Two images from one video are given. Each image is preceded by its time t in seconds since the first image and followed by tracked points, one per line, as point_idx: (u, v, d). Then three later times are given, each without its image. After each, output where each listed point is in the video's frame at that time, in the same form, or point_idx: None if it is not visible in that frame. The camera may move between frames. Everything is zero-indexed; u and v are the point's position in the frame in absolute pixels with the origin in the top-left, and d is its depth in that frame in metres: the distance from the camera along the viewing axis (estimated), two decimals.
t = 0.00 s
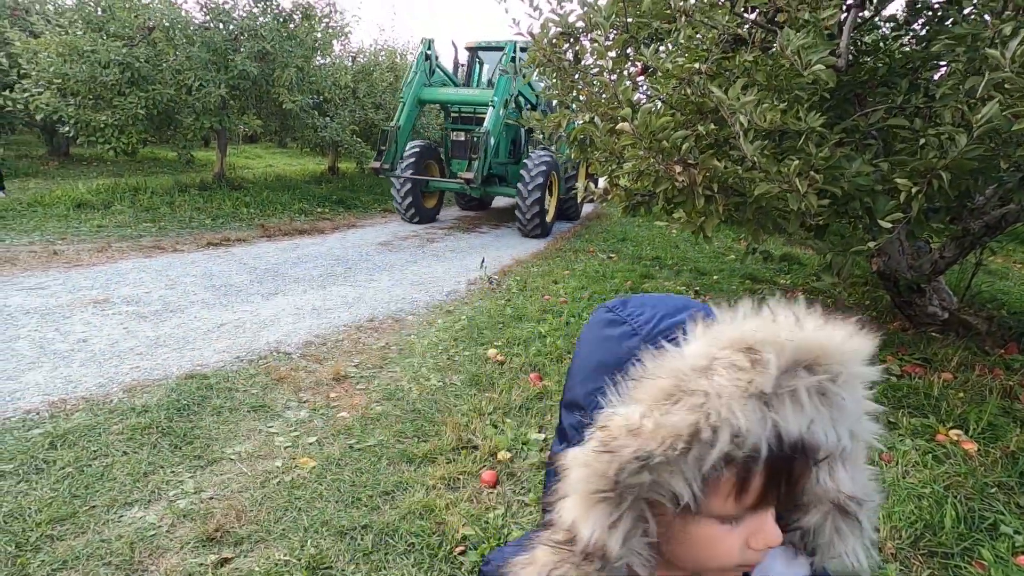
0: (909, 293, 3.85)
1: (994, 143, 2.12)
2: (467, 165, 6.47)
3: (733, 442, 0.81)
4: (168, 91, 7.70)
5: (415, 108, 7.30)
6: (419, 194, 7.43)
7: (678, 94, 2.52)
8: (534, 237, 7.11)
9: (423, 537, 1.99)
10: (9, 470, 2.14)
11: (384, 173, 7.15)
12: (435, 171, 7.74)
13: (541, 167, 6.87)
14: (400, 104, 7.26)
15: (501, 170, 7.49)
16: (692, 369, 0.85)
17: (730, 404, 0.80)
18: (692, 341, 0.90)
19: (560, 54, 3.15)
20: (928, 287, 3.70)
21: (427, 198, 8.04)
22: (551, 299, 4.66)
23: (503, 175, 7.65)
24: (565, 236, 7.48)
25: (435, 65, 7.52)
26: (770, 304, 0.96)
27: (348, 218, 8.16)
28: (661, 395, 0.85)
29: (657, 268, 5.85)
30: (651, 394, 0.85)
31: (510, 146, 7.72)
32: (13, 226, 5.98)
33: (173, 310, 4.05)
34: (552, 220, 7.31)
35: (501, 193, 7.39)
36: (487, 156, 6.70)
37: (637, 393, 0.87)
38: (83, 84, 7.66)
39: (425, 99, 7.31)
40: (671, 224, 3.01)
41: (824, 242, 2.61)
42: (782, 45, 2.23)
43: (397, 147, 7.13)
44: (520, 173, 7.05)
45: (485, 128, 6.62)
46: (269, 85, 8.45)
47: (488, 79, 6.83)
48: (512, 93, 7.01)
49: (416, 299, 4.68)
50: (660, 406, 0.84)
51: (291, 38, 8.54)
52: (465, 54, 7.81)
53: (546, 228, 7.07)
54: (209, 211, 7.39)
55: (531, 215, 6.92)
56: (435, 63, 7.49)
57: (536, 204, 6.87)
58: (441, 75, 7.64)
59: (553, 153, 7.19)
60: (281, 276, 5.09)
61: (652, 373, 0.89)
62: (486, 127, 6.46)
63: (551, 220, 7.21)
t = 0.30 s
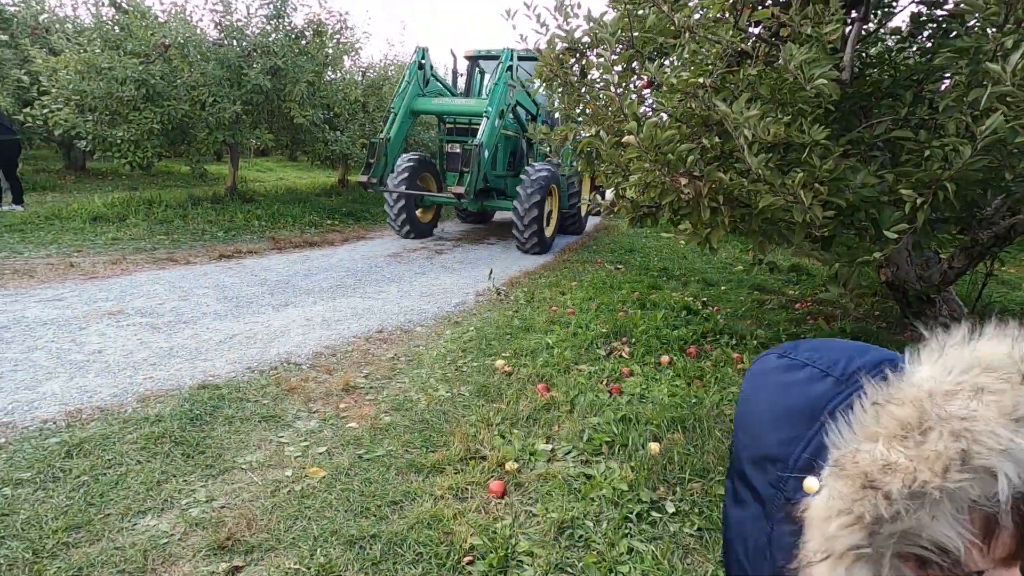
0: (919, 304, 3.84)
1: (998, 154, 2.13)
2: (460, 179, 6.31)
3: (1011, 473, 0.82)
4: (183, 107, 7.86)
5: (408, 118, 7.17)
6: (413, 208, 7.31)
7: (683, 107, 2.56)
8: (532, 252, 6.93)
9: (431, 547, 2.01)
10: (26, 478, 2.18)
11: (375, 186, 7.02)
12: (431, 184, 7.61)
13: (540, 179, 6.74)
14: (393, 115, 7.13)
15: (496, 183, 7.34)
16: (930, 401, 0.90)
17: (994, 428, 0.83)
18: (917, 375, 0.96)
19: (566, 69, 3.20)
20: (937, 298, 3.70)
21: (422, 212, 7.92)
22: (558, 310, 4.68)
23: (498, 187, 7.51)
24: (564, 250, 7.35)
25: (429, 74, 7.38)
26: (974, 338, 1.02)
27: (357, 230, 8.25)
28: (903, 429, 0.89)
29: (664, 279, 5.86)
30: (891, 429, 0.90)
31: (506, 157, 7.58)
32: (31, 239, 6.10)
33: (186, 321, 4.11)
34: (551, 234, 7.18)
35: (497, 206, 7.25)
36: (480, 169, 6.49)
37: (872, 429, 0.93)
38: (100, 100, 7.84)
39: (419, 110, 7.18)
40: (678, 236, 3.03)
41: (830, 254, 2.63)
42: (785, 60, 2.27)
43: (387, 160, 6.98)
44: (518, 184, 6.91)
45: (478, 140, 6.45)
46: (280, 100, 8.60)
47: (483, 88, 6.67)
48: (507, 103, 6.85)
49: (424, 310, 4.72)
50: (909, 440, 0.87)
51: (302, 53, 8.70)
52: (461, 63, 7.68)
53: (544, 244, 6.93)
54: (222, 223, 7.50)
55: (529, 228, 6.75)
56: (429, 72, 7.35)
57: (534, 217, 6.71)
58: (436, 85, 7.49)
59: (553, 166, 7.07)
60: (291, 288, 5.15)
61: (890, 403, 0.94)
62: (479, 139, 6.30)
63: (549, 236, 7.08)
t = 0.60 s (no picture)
0: (926, 306, 3.83)
1: (999, 153, 2.14)
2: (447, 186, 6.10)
3: None
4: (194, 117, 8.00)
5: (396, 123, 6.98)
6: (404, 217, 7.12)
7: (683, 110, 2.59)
8: (526, 263, 6.67)
9: (435, 545, 2.02)
10: (39, 477, 2.22)
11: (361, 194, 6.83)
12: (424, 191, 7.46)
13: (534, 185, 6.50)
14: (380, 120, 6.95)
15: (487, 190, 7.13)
16: None
17: None
18: None
19: (569, 74, 3.24)
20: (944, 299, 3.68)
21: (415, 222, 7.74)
22: (563, 314, 4.70)
23: (491, 195, 7.30)
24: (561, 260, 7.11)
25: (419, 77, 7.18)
26: None
27: (364, 237, 8.32)
28: None
29: (670, 284, 5.85)
30: None
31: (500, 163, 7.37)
32: (45, 247, 6.22)
33: (195, 326, 4.17)
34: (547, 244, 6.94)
35: (491, 214, 7.04)
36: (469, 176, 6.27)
37: None
38: (114, 111, 7.99)
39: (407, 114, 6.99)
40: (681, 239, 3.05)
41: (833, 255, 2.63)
42: (783, 61, 2.30)
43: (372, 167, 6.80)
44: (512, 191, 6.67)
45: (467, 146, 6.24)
46: (289, 109, 8.72)
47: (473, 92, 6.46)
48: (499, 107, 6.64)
49: (430, 315, 4.75)
50: None
51: (311, 63, 8.83)
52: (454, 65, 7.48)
53: (540, 254, 6.68)
54: (231, 231, 7.59)
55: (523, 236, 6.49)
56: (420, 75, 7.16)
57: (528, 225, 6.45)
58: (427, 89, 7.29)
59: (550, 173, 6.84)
60: (299, 294, 5.20)
61: None
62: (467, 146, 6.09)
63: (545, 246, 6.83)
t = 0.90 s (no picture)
0: (928, 305, 3.82)
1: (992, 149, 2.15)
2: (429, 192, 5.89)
3: None
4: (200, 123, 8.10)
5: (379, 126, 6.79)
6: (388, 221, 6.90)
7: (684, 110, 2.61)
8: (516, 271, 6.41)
9: (433, 539, 2.04)
10: (45, 472, 2.26)
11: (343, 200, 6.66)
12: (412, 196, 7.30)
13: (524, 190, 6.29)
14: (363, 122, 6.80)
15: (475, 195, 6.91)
16: None
17: None
18: None
19: (568, 76, 3.29)
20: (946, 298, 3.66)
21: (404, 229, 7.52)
22: (565, 315, 4.72)
23: (481, 200, 7.07)
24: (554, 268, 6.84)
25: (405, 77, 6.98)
26: None
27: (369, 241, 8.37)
28: None
29: (672, 286, 5.85)
30: None
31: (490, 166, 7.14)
32: (54, 252, 6.30)
33: (200, 327, 4.22)
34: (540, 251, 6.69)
35: (481, 220, 6.81)
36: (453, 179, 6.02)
37: None
38: (122, 117, 8.10)
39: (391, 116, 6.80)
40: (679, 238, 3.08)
41: (829, 252, 2.65)
42: (777, 60, 2.32)
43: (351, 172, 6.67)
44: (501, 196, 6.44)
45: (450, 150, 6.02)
46: (294, 115, 8.81)
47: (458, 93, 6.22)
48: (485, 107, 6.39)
49: (433, 317, 4.79)
50: None
51: (316, 69, 8.92)
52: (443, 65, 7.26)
53: (531, 261, 6.42)
54: (237, 235, 7.67)
55: (512, 243, 6.24)
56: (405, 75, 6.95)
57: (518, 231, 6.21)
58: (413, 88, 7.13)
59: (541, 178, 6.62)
60: (303, 296, 5.24)
61: None
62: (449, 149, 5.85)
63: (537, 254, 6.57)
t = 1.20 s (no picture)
0: (931, 306, 3.81)
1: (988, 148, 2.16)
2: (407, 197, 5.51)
3: None
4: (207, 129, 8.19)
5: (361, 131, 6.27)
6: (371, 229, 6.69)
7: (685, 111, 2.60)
8: (507, 281, 6.11)
9: (431, 538, 2.05)
10: (51, 471, 2.30)
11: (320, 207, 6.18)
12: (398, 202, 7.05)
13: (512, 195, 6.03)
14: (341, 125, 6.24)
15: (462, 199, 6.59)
16: None
17: None
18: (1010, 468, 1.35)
19: (568, 79, 3.31)
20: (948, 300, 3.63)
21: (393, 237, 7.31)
22: (568, 318, 4.73)
23: (468, 205, 6.77)
24: (547, 277, 6.55)
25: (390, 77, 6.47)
26: None
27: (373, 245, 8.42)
28: None
29: (675, 289, 5.85)
30: None
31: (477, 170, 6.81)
32: (63, 257, 6.38)
33: (205, 330, 4.27)
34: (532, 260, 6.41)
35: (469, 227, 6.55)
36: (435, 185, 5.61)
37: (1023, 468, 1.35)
38: (130, 124, 8.20)
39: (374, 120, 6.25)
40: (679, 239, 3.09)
41: (828, 252, 2.66)
42: (773, 62, 2.34)
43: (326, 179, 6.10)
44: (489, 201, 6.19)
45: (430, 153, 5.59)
46: (300, 121, 8.88)
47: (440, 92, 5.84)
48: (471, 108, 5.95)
49: (436, 319, 4.81)
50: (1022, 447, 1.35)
51: (321, 76, 9.00)
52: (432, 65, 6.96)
53: (522, 270, 6.14)
54: (243, 240, 7.73)
55: (501, 251, 5.97)
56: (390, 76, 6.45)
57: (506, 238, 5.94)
58: (398, 90, 6.60)
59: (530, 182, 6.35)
60: (307, 300, 5.28)
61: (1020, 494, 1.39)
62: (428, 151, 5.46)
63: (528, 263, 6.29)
